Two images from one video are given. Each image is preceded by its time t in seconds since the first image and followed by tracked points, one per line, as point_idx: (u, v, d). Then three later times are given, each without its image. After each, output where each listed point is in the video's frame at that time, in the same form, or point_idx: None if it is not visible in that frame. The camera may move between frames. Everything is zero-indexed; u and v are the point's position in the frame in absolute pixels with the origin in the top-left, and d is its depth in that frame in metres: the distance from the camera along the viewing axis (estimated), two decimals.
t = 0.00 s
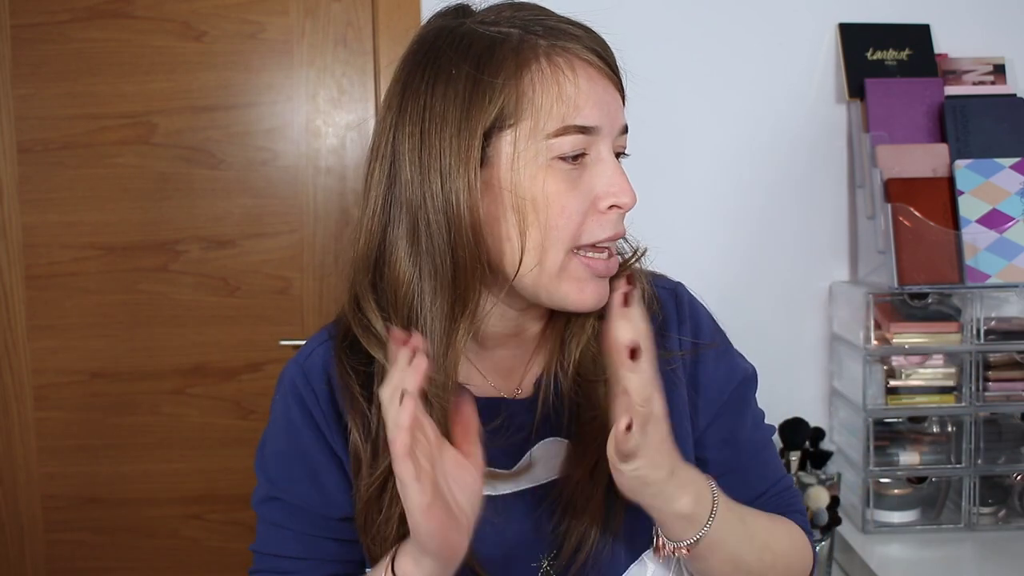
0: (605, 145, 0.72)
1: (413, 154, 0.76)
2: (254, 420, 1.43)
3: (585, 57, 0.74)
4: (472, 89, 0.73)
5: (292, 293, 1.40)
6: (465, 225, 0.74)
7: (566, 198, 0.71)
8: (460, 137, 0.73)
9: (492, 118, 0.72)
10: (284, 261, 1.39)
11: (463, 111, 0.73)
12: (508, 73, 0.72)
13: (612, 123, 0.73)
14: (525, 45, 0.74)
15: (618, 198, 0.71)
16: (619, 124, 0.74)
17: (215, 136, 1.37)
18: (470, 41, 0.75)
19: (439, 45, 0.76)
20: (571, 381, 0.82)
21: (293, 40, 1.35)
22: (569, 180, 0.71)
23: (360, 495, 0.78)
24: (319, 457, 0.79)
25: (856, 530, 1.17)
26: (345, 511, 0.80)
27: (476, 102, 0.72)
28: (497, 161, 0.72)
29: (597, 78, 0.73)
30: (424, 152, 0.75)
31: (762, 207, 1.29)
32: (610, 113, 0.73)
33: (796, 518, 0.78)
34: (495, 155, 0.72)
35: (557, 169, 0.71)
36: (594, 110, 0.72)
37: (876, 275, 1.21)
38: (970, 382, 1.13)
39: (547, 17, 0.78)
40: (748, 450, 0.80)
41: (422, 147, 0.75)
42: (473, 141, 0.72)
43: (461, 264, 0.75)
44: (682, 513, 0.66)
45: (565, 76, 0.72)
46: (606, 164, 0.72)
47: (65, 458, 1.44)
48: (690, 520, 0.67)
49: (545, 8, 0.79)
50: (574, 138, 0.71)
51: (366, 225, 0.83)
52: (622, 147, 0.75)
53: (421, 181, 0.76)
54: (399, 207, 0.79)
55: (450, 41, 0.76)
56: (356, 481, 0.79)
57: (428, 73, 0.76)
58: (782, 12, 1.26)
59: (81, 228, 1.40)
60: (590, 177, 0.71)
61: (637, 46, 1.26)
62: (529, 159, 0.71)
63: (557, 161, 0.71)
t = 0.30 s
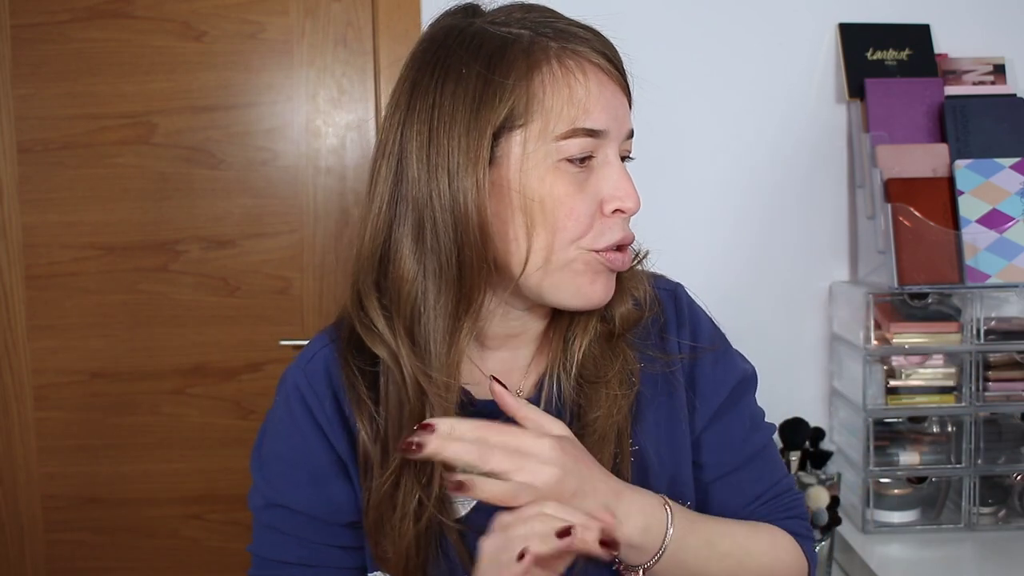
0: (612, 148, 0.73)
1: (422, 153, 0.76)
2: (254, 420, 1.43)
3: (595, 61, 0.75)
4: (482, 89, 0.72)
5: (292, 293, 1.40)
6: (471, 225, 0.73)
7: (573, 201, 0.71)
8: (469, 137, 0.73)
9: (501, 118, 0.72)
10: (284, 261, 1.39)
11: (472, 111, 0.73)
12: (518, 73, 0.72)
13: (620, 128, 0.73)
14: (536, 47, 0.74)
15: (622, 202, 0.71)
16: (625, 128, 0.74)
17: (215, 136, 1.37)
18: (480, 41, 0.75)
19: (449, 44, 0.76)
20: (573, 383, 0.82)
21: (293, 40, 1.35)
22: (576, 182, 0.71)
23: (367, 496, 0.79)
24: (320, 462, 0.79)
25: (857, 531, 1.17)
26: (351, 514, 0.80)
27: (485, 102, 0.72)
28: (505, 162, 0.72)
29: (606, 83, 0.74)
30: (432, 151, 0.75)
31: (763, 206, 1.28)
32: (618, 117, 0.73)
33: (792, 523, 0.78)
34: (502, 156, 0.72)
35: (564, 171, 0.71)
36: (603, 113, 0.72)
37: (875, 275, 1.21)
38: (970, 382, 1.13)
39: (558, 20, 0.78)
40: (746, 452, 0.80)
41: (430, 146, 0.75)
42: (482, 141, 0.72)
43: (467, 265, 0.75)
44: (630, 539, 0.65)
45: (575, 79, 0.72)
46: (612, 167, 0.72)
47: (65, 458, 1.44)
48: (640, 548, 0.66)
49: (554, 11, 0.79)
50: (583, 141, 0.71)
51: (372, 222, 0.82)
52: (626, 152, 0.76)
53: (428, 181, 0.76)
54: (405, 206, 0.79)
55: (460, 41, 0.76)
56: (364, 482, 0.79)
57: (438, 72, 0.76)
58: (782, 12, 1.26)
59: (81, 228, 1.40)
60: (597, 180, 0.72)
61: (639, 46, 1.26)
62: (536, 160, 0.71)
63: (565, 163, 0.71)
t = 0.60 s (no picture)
0: (610, 144, 0.74)
1: (421, 153, 0.75)
2: (254, 420, 1.43)
3: (592, 58, 0.75)
4: (480, 89, 0.73)
5: (292, 293, 1.40)
6: (472, 224, 0.74)
7: (572, 196, 0.71)
8: (468, 136, 0.72)
9: (500, 117, 0.72)
10: (284, 261, 1.39)
11: (471, 110, 0.72)
12: (516, 72, 0.72)
13: (618, 125, 0.74)
14: (533, 45, 0.74)
15: (621, 195, 0.72)
16: (624, 124, 0.75)
17: (215, 136, 1.37)
18: (477, 40, 0.75)
19: (446, 44, 0.76)
20: (573, 382, 0.83)
21: (293, 40, 1.35)
22: (575, 178, 0.72)
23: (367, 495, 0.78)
24: (320, 461, 0.80)
25: (856, 530, 1.17)
26: (349, 514, 0.80)
27: (484, 101, 0.72)
28: (504, 161, 0.73)
29: (604, 80, 0.74)
30: (431, 151, 0.75)
31: (762, 205, 1.29)
32: (615, 114, 0.74)
33: (790, 526, 0.77)
34: (502, 154, 0.73)
35: (563, 170, 0.72)
36: (601, 111, 0.73)
37: (875, 275, 1.21)
38: (970, 382, 1.13)
39: (555, 17, 0.78)
40: (745, 455, 0.80)
41: (428, 146, 0.75)
42: (481, 141, 0.72)
43: (468, 264, 0.75)
44: (615, 540, 0.67)
45: (573, 77, 0.73)
46: (611, 164, 0.73)
47: (65, 458, 1.44)
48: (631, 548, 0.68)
49: (551, 8, 0.79)
50: (581, 138, 0.72)
51: (373, 222, 0.82)
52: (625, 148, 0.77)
53: (429, 180, 0.75)
54: (405, 206, 0.79)
55: (457, 40, 0.76)
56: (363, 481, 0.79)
57: (435, 72, 0.75)
58: (782, 11, 1.26)
59: (81, 228, 1.40)
60: (596, 177, 0.73)
61: (638, 45, 1.26)
62: (536, 158, 0.72)
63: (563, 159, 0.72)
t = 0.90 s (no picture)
0: (609, 141, 0.73)
1: (420, 155, 0.76)
2: (254, 420, 1.43)
3: (590, 56, 0.75)
4: (478, 90, 0.73)
5: (292, 293, 1.40)
6: (473, 224, 0.74)
7: (572, 194, 0.71)
8: (468, 137, 0.73)
9: (500, 117, 0.72)
10: (284, 261, 1.39)
11: (470, 111, 0.73)
12: (513, 72, 0.72)
13: (616, 122, 0.74)
14: (530, 44, 0.74)
15: (624, 193, 0.72)
16: (622, 121, 0.75)
17: (215, 136, 1.37)
18: (474, 41, 0.75)
19: (443, 45, 0.76)
20: (575, 381, 0.82)
21: (293, 40, 1.35)
22: (576, 176, 0.71)
23: (366, 496, 0.78)
24: (317, 463, 0.79)
25: (857, 531, 1.17)
26: (347, 516, 0.80)
27: (482, 102, 0.72)
28: (504, 160, 0.73)
29: (601, 77, 0.74)
30: (430, 153, 0.75)
31: (761, 205, 1.29)
32: (614, 112, 0.74)
33: (789, 525, 0.79)
34: (502, 154, 0.73)
35: (564, 167, 0.72)
36: (600, 108, 0.73)
37: (875, 275, 1.21)
38: (970, 382, 1.13)
39: (552, 17, 0.78)
40: (747, 455, 0.80)
41: (428, 147, 0.75)
42: (481, 141, 0.72)
43: (469, 264, 0.75)
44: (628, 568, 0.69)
45: (570, 75, 0.73)
46: (610, 160, 0.73)
47: (65, 458, 1.44)
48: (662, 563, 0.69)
49: (547, 8, 0.79)
50: (580, 135, 0.72)
51: (372, 224, 0.82)
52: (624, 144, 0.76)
53: (428, 181, 0.75)
54: (404, 208, 0.79)
55: (455, 41, 0.76)
56: (362, 483, 0.79)
57: (433, 74, 0.76)
58: (782, 11, 1.26)
59: (81, 228, 1.40)
60: (597, 173, 0.72)
61: (638, 46, 1.26)
62: (536, 156, 0.72)
63: (563, 155, 0.72)
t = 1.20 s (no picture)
0: (605, 135, 0.73)
1: (413, 155, 0.76)
2: (254, 420, 1.43)
3: (585, 53, 0.75)
4: (471, 89, 0.73)
5: (292, 293, 1.40)
6: (468, 224, 0.74)
7: (567, 189, 0.71)
8: (460, 136, 0.73)
9: (492, 115, 0.72)
10: (284, 261, 1.39)
11: (462, 110, 0.73)
12: (505, 70, 0.72)
13: (612, 115, 0.74)
14: (523, 42, 0.74)
15: (620, 188, 0.72)
16: (618, 116, 0.74)
17: (215, 136, 1.37)
18: (467, 40, 0.75)
19: (437, 45, 0.76)
20: (576, 384, 0.81)
21: (293, 40, 1.35)
22: (571, 171, 0.71)
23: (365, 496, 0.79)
24: (314, 464, 0.79)
25: (857, 530, 1.17)
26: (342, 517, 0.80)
27: (474, 100, 0.72)
28: (497, 159, 0.72)
29: (595, 72, 0.74)
30: (424, 153, 0.75)
31: (761, 205, 1.29)
32: (609, 107, 0.73)
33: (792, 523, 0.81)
34: (496, 152, 0.72)
35: (558, 162, 0.72)
36: (595, 103, 0.72)
37: (875, 275, 1.21)
38: (970, 382, 1.13)
39: (546, 14, 0.78)
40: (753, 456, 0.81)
41: (421, 147, 0.75)
42: (473, 139, 0.72)
43: (465, 263, 0.75)
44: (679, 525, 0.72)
45: (563, 71, 0.72)
46: (607, 155, 0.73)
47: (65, 458, 1.44)
48: None
49: (540, 7, 0.79)
50: (573, 129, 0.71)
51: (369, 226, 0.82)
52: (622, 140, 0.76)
53: (423, 180, 0.75)
54: (399, 209, 0.79)
55: (449, 41, 0.76)
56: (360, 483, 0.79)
57: (427, 75, 0.76)
58: (781, 11, 1.26)
59: (80, 228, 1.40)
60: (593, 167, 0.72)
61: (637, 47, 1.26)
62: (531, 153, 0.72)
63: (556, 150, 0.72)
